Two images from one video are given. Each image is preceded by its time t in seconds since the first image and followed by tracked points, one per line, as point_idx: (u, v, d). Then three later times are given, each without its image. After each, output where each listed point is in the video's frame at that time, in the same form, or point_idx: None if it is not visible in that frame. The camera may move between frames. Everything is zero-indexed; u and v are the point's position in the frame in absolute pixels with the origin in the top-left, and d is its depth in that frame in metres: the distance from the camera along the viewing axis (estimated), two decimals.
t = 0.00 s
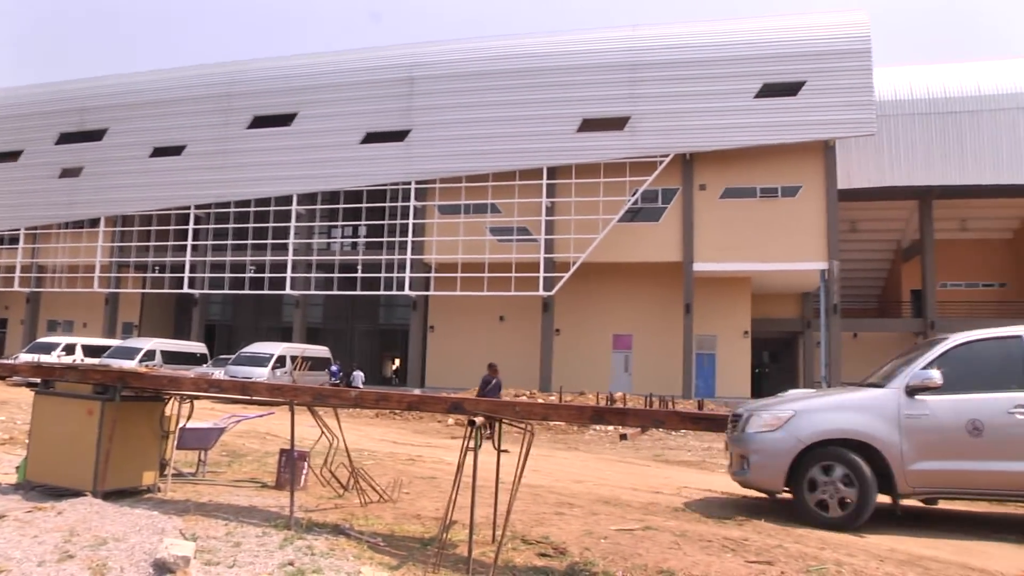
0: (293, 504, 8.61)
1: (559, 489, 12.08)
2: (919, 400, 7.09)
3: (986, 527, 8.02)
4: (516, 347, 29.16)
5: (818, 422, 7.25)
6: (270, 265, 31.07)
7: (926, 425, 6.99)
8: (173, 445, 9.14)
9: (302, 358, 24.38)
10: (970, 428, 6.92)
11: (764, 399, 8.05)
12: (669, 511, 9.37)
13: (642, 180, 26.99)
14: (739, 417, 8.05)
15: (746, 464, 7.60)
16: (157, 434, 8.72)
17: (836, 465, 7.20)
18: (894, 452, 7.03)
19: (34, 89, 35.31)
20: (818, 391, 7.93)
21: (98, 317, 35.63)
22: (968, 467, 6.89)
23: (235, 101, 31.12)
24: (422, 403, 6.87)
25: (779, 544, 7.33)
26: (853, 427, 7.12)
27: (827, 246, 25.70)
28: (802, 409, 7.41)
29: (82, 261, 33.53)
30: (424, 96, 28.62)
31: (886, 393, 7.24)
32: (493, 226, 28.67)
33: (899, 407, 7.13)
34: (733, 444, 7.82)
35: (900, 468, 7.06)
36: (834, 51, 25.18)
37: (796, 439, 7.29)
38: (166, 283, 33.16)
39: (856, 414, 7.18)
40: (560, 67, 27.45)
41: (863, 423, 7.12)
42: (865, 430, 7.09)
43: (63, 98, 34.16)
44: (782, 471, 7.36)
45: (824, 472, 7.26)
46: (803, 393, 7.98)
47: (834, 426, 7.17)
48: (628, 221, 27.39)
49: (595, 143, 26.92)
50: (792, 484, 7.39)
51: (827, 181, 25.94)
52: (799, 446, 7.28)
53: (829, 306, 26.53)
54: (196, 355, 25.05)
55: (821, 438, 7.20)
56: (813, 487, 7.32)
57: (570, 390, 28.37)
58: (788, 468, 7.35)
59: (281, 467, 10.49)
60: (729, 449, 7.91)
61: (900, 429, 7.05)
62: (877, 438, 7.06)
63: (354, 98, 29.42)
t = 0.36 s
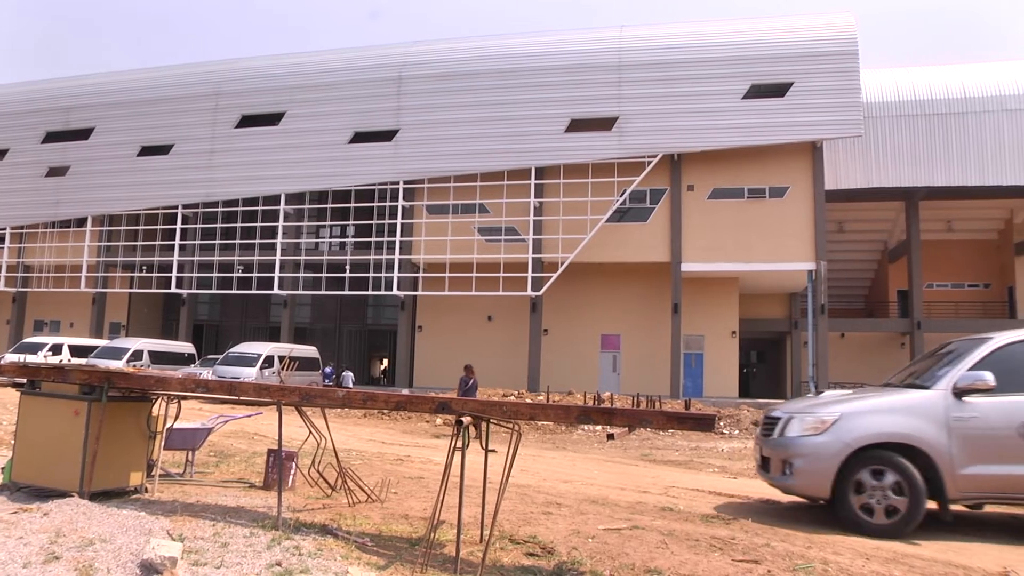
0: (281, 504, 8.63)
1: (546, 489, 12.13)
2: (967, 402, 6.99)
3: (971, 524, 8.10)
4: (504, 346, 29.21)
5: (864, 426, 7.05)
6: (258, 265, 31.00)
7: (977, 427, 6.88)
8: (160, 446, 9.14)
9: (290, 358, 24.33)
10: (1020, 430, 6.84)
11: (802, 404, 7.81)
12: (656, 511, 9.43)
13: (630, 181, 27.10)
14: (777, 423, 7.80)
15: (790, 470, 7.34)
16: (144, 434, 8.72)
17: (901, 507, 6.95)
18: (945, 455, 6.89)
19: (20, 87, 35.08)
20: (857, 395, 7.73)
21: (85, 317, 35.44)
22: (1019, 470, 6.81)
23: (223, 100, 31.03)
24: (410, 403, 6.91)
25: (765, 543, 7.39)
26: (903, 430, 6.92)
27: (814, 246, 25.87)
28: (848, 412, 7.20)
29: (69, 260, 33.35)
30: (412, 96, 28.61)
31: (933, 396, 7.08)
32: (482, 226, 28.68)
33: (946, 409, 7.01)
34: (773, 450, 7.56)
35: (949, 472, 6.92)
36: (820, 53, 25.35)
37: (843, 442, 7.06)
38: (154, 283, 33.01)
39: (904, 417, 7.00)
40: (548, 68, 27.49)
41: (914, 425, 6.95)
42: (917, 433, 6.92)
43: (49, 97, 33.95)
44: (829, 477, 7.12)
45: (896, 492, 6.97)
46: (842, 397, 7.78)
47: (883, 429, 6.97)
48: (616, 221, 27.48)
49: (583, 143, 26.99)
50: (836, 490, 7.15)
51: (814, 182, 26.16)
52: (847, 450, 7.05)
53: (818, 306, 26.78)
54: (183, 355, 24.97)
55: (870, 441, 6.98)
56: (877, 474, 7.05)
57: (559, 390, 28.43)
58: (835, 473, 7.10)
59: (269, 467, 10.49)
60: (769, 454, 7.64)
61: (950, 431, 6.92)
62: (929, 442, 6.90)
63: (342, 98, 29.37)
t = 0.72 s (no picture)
0: (281, 505, 8.62)
1: (546, 489, 12.12)
2: None
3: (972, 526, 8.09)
4: (503, 346, 29.22)
5: (927, 428, 6.84)
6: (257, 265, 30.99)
7: None
8: (159, 447, 9.13)
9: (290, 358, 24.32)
10: None
11: (853, 403, 7.56)
12: (655, 511, 9.43)
13: (629, 181, 27.10)
14: (828, 422, 7.54)
15: (849, 473, 7.10)
16: (143, 435, 8.71)
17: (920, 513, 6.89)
18: (1014, 459, 6.72)
19: (18, 87, 35.03)
20: (908, 393, 7.53)
21: (84, 317, 35.41)
22: None
23: (221, 100, 31.01)
24: (410, 403, 6.91)
25: (766, 543, 7.39)
26: (969, 432, 6.74)
27: (813, 246, 25.89)
28: (910, 413, 6.98)
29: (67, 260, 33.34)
30: (411, 96, 28.60)
31: (998, 396, 6.91)
32: (481, 226, 28.67)
33: (1011, 410, 6.84)
34: (828, 451, 7.30)
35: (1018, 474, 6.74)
36: (820, 53, 25.37)
37: (907, 445, 6.84)
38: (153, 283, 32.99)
39: (969, 418, 6.82)
40: (547, 68, 27.48)
41: (980, 427, 6.76)
42: (983, 436, 6.73)
43: (48, 97, 33.91)
44: (891, 480, 6.90)
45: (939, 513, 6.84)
46: (894, 396, 7.56)
47: (948, 431, 6.77)
48: (615, 221, 27.46)
49: (582, 143, 26.99)
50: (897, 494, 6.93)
51: (813, 182, 26.18)
52: (911, 453, 6.83)
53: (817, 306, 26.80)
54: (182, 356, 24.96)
55: (935, 444, 6.77)
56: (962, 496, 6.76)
57: (558, 389, 28.43)
58: (898, 476, 6.89)
59: (268, 468, 10.48)
60: (823, 456, 7.38)
61: (1018, 433, 6.75)
62: (996, 445, 6.72)
63: (341, 98, 29.36)
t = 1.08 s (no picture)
0: (282, 505, 8.61)
1: (547, 490, 12.10)
2: None
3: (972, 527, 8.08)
4: (504, 347, 29.21)
5: (993, 430, 6.65)
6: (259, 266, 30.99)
7: None
8: (161, 447, 9.12)
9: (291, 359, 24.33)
10: None
11: (906, 404, 7.35)
12: (657, 511, 9.41)
13: (630, 181, 27.09)
14: (882, 424, 7.29)
15: (910, 477, 6.84)
16: (145, 435, 8.72)
17: (980, 488, 6.68)
18: None
19: (20, 87, 35.04)
20: (961, 394, 7.34)
21: (85, 317, 35.44)
22: None
23: (223, 101, 31.02)
24: (411, 404, 6.91)
25: (767, 543, 7.39)
26: None
27: (814, 246, 25.89)
28: (972, 415, 6.79)
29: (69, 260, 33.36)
30: (412, 96, 28.61)
31: None
32: (482, 226, 28.68)
33: None
34: (886, 454, 7.03)
35: None
36: (821, 53, 25.36)
37: (972, 448, 6.64)
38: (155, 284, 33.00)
39: None
40: (549, 68, 27.47)
41: None
42: None
43: (49, 97, 33.92)
44: (955, 484, 6.69)
45: (993, 503, 6.67)
46: (946, 396, 7.36)
47: (1015, 434, 6.59)
48: (616, 222, 27.45)
49: (584, 143, 26.98)
50: (961, 498, 6.71)
51: (814, 182, 26.18)
52: (978, 457, 6.63)
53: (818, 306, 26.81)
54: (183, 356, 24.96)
55: (1003, 446, 6.57)
56: None
57: (559, 390, 28.41)
58: (963, 480, 6.67)
59: (269, 469, 10.47)
60: (878, 458, 7.12)
61: None
62: None
63: (343, 98, 29.36)
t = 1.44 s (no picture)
0: (287, 504, 8.61)
1: (552, 490, 12.08)
2: None
3: (978, 530, 8.05)
4: (508, 346, 29.19)
5: None
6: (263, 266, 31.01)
7: None
8: (165, 447, 9.12)
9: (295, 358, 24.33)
10: None
11: (964, 408, 7.51)
12: (662, 512, 9.38)
13: (634, 181, 27.06)
14: (943, 429, 7.44)
15: (979, 482, 7.00)
16: (149, 434, 8.73)
17: None
18: None
19: (25, 87, 35.09)
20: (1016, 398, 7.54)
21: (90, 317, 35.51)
22: None
23: (227, 101, 31.04)
24: (415, 403, 6.90)
25: (772, 544, 7.36)
26: None
27: (818, 246, 25.85)
28: None
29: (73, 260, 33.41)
30: (416, 96, 28.61)
31: None
32: (486, 226, 28.68)
33: None
34: (952, 459, 7.18)
35: None
36: (826, 53, 25.31)
37: None
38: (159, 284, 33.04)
39: None
40: (553, 68, 27.45)
41: None
42: None
43: (54, 97, 33.97)
44: None
45: None
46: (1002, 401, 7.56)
47: None
48: (621, 222, 27.41)
49: (588, 143, 26.96)
50: None
51: (819, 183, 26.12)
52: None
53: (823, 307, 26.74)
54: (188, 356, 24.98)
55: None
56: None
57: (563, 389, 28.38)
58: None
59: (274, 469, 10.48)
60: (942, 463, 7.26)
61: None
62: None
63: (347, 98, 29.37)
